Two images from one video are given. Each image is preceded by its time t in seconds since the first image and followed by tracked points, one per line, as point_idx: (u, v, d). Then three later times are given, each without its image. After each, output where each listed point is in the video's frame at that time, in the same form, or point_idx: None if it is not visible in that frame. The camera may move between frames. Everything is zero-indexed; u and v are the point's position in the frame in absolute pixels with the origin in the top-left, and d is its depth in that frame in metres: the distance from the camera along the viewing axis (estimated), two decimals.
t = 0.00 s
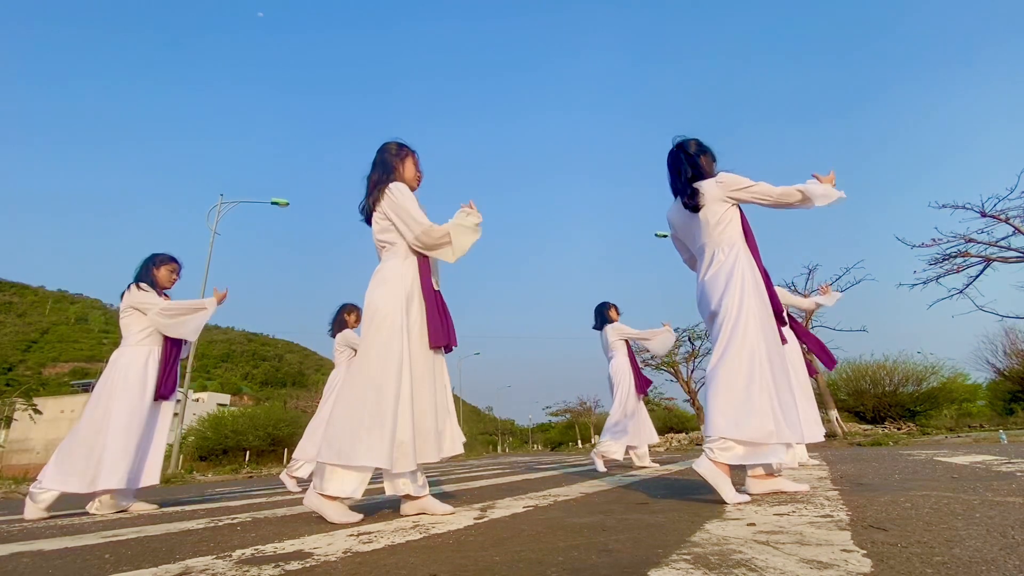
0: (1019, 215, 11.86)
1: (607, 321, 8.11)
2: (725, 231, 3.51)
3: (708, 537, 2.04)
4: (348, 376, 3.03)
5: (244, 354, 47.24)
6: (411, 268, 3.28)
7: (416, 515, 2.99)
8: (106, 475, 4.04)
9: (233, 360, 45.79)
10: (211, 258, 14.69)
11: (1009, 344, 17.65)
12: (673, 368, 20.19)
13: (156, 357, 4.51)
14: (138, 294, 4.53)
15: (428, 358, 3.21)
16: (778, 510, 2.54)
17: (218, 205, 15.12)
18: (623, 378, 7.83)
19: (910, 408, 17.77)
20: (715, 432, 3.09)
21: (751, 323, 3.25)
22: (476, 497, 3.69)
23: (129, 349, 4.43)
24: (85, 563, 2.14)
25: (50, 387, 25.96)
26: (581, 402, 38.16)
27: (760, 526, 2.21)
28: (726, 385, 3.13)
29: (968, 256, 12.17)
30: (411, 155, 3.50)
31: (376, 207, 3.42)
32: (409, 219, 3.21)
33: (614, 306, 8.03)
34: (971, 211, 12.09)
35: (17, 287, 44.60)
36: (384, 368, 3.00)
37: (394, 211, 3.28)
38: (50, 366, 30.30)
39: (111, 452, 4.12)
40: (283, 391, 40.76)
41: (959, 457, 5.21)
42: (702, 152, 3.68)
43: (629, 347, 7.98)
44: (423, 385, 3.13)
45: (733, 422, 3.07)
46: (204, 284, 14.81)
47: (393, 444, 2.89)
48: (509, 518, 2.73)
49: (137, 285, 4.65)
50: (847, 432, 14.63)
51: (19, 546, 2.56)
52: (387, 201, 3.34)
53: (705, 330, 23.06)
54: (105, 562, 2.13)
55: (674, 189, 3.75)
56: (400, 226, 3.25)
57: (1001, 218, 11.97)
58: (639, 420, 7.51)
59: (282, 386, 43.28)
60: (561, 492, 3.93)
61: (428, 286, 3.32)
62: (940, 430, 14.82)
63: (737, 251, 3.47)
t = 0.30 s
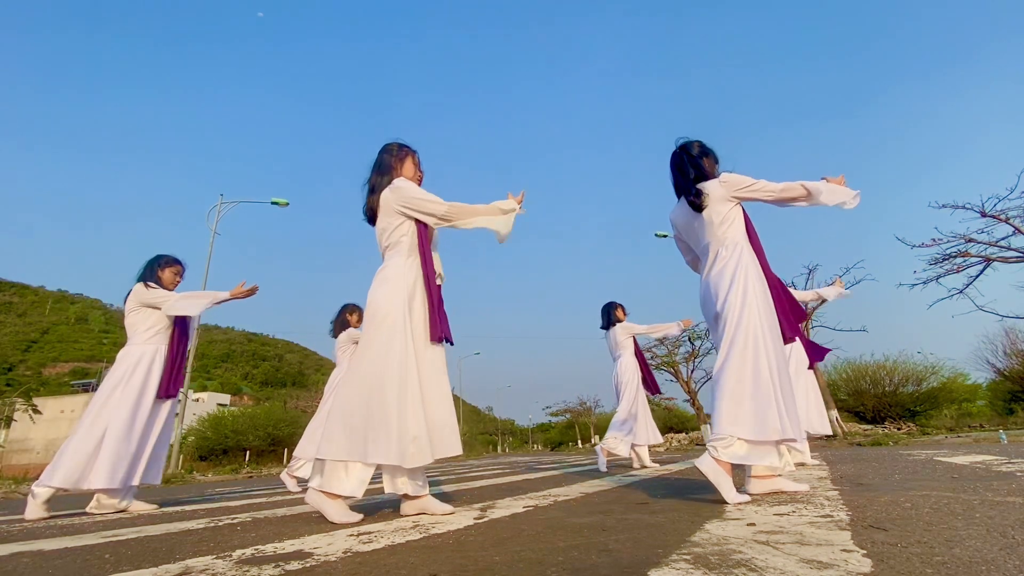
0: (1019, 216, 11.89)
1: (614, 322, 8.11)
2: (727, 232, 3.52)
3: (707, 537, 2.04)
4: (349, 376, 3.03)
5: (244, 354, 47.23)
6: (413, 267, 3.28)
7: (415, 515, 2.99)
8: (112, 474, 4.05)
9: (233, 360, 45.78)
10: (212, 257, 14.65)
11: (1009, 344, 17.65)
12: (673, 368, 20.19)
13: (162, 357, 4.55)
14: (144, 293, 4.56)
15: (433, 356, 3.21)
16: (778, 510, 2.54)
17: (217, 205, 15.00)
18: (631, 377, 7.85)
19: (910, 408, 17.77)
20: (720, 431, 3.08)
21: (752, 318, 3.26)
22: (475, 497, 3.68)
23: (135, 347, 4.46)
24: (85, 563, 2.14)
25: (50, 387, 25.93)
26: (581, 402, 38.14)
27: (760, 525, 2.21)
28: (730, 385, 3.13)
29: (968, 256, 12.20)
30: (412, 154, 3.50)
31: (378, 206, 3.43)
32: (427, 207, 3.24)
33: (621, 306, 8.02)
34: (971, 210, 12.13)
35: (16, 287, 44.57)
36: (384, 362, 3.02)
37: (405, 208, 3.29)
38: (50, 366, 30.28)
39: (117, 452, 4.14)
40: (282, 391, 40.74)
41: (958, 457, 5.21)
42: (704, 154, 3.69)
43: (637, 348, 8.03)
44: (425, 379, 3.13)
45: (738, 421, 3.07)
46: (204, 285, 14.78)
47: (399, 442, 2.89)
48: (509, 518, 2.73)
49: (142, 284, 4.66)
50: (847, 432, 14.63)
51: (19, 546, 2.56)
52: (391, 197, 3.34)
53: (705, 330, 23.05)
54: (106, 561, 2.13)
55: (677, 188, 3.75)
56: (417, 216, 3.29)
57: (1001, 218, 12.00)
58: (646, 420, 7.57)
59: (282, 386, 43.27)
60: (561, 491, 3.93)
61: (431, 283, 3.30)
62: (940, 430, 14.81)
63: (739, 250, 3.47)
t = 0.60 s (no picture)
0: (1019, 215, 11.90)
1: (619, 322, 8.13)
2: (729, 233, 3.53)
3: (707, 537, 2.04)
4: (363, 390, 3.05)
5: (244, 354, 47.24)
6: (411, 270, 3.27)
7: (416, 515, 2.99)
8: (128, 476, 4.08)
9: (233, 360, 45.78)
10: (212, 257, 14.64)
11: (1009, 344, 17.66)
12: (673, 368, 20.19)
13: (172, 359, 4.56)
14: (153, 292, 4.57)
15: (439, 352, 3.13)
16: (778, 510, 2.54)
17: (218, 205, 14.96)
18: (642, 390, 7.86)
19: (910, 408, 17.77)
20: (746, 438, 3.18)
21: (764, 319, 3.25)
22: (475, 497, 3.68)
23: (144, 348, 4.47)
24: (85, 563, 2.14)
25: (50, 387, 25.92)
26: (581, 402, 38.13)
27: (760, 525, 2.21)
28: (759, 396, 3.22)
29: (967, 256, 12.21)
30: (423, 157, 3.49)
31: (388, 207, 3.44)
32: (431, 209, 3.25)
33: (627, 305, 8.02)
34: (970, 210, 12.15)
35: (16, 287, 44.57)
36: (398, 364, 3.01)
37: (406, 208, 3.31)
38: (50, 366, 30.28)
39: (129, 451, 4.13)
40: (282, 391, 40.73)
41: (958, 458, 5.21)
42: (715, 156, 3.68)
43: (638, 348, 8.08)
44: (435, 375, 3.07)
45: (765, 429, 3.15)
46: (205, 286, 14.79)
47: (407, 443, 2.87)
48: (508, 518, 2.73)
49: (150, 286, 4.67)
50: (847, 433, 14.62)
51: (19, 546, 2.56)
52: (397, 198, 3.37)
53: (705, 330, 23.06)
54: (106, 562, 2.13)
55: (685, 190, 3.76)
56: (418, 218, 3.29)
57: (1001, 218, 12.01)
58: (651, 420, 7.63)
59: (282, 386, 43.29)
60: (561, 492, 3.92)
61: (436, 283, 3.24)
62: (940, 430, 14.82)
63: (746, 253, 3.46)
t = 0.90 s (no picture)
0: (1019, 215, 11.91)
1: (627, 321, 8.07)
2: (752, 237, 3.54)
3: (707, 537, 2.04)
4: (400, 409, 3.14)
5: (244, 354, 47.22)
6: (425, 272, 3.26)
7: (415, 515, 2.99)
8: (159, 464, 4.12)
9: (233, 360, 45.76)
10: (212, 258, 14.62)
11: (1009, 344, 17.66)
12: (673, 368, 20.18)
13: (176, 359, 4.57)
14: (154, 297, 4.56)
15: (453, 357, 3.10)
16: (778, 510, 2.54)
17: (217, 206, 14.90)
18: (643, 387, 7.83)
19: (910, 408, 17.77)
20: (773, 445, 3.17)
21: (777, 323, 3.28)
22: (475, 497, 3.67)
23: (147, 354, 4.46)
24: (85, 563, 2.14)
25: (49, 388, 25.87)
26: (581, 402, 38.11)
27: (760, 525, 2.20)
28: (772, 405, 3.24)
29: (967, 256, 12.22)
30: (442, 159, 3.49)
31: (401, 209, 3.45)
32: (428, 218, 3.22)
33: (635, 304, 8.00)
34: (971, 210, 12.15)
35: (16, 287, 44.53)
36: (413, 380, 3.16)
37: (412, 210, 3.30)
38: (50, 366, 30.25)
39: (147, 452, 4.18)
40: (282, 391, 40.70)
41: (958, 458, 5.21)
42: (740, 156, 3.65)
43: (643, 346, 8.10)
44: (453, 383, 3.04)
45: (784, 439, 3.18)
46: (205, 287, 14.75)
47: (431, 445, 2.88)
48: (508, 518, 2.73)
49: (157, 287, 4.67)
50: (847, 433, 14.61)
51: (19, 547, 2.56)
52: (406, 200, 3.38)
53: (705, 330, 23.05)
54: (106, 562, 2.13)
55: (709, 189, 3.75)
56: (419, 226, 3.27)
57: (1001, 218, 12.01)
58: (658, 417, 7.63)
59: (281, 386, 43.24)
60: (561, 492, 3.92)
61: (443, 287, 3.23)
62: (941, 430, 14.81)
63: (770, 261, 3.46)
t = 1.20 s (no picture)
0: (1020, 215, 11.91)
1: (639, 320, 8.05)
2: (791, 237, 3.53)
3: (707, 537, 2.04)
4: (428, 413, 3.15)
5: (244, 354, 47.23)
6: (451, 275, 3.26)
7: (415, 513, 3.00)
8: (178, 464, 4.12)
9: (233, 360, 45.76)
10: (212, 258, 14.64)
11: (1009, 344, 17.66)
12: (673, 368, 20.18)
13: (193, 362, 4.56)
14: (169, 298, 4.55)
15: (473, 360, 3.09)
16: (778, 510, 2.54)
17: (217, 205, 14.82)
18: (647, 395, 7.87)
19: (910, 408, 17.77)
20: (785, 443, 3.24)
21: (814, 324, 3.26)
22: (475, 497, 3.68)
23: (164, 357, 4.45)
24: (85, 562, 2.14)
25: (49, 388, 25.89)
26: (581, 402, 38.08)
27: (760, 525, 2.20)
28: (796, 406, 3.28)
29: (968, 256, 12.22)
30: (463, 159, 3.48)
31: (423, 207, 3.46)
32: (439, 217, 3.23)
33: (647, 304, 8.02)
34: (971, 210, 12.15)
35: (16, 287, 44.55)
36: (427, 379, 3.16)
37: (429, 210, 3.30)
38: (50, 366, 30.25)
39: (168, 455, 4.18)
40: (282, 391, 40.69)
41: (958, 457, 5.21)
42: (777, 153, 3.63)
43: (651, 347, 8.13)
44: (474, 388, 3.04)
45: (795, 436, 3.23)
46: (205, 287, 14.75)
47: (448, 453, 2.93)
48: (508, 518, 2.73)
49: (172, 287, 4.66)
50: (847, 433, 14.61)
51: (19, 546, 2.57)
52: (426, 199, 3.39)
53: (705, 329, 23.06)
54: (106, 561, 2.13)
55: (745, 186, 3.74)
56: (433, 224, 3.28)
57: (1001, 217, 12.01)
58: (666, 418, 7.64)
59: (281, 386, 43.24)
60: (561, 492, 3.92)
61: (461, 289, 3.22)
62: (941, 430, 14.80)
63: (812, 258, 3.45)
